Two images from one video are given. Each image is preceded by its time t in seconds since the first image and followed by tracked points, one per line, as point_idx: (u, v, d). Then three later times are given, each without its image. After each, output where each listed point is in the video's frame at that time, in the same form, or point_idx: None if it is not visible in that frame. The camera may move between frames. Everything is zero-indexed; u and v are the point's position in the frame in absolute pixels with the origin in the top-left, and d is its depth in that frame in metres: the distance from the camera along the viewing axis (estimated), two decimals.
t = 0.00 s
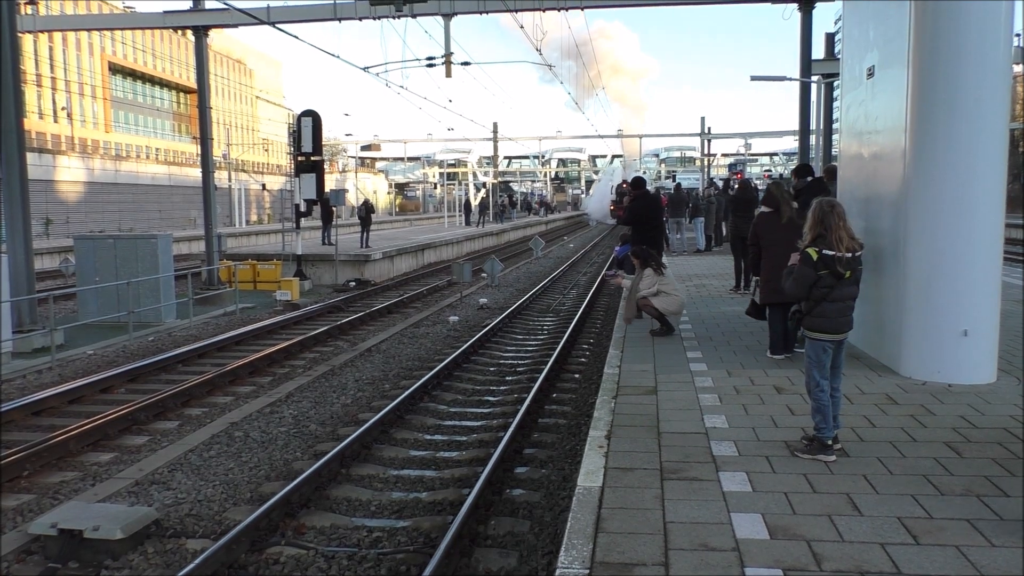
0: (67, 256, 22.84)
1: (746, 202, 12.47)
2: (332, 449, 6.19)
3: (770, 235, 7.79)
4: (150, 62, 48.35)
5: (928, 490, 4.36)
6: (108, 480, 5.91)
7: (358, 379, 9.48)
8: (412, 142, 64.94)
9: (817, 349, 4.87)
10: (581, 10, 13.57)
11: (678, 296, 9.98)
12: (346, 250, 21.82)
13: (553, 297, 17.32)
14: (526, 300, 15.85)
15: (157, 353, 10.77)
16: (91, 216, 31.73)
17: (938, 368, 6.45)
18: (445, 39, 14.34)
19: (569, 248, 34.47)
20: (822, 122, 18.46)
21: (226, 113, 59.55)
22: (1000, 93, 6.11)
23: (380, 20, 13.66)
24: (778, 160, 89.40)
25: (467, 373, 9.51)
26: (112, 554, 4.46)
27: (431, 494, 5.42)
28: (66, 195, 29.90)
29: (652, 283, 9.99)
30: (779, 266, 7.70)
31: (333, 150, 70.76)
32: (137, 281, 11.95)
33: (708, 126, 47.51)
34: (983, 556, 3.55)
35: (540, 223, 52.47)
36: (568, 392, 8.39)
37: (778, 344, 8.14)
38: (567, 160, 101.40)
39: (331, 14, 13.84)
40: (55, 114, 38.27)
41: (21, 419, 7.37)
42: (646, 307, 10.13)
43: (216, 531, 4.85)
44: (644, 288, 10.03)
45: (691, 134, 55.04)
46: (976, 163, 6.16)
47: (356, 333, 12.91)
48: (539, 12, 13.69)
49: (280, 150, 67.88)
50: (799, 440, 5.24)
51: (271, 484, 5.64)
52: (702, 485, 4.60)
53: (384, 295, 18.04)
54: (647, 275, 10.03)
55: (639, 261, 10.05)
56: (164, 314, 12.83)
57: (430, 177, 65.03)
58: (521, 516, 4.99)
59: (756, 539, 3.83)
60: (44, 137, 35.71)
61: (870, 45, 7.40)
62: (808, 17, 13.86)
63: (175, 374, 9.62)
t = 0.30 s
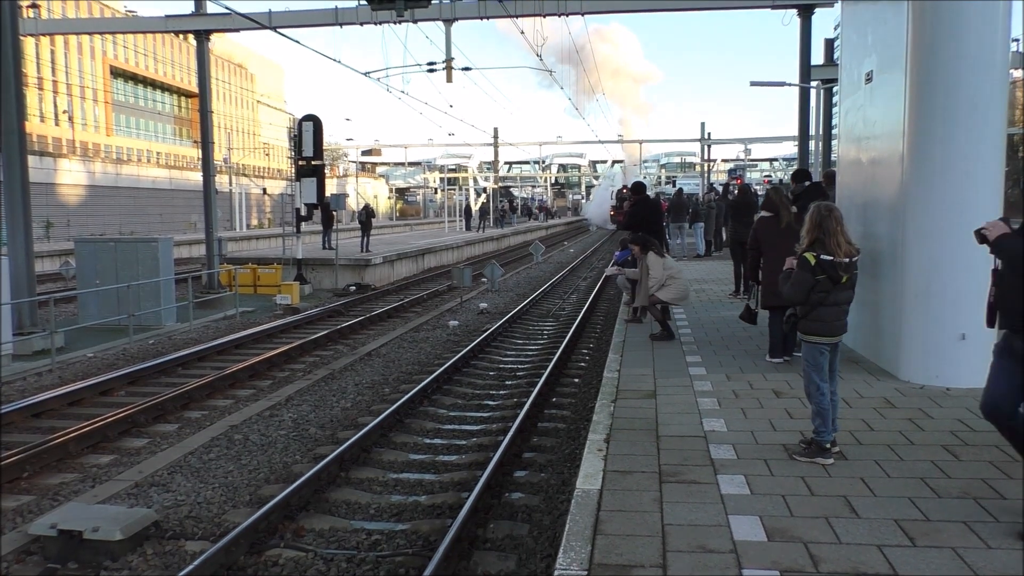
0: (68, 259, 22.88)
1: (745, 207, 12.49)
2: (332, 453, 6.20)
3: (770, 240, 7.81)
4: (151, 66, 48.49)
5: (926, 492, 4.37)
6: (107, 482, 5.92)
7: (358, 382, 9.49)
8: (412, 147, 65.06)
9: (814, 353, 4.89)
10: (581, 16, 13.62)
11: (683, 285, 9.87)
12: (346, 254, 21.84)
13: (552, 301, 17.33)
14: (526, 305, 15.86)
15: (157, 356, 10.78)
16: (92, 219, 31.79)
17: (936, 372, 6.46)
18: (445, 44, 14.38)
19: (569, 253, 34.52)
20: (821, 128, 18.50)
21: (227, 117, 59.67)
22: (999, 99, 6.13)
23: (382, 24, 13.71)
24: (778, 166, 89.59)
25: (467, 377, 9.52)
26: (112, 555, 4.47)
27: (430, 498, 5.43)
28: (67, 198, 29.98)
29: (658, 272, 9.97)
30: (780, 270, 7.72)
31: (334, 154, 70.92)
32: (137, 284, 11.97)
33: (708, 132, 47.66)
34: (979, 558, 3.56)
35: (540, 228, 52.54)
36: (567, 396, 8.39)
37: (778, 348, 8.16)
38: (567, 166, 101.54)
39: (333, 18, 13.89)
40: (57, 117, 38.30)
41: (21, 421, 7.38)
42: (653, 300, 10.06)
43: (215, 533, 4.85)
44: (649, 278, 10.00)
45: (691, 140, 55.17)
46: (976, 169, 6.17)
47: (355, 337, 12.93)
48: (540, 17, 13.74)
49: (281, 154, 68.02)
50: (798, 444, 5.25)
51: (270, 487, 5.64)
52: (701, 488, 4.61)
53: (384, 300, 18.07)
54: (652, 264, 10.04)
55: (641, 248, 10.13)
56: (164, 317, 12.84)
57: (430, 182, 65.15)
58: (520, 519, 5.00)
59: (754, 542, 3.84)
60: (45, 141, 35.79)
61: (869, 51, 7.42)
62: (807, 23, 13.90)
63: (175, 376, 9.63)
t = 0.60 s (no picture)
0: (74, 269, 22.97)
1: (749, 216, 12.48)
2: (337, 461, 6.21)
3: (776, 248, 7.81)
4: (158, 77, 48.80)
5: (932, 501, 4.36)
6: (113, 491, 5.93)
7: (363, 391, 9.49)
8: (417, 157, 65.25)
9: (817, 359, 4.91)
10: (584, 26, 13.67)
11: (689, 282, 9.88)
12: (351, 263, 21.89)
13: (557, 310, 17.33)
14: (531, 314, 15.86)
15: (163, 365, 10.81)
16: (98, 230, 31.93)
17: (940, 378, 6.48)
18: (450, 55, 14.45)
19: (573, 262, 34.54)
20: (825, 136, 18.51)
21: (232, 127, 59.96)
22: (1001, 106, 6.12)
23: (386, 35, 13.79)
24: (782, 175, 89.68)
25: (472, 386, 9.52)
26: (116, 564, 4.47)
27: (435, 506, 5.43)
28: (74, 209, 30.16)
29: (670, 255, 9.87)
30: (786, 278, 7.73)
31: (339, 164, 71.18)
32: (143, 293, 12.01)
33: (712, 140, 47.72)
34: (985, 567, 3.55)
35: (545, 237, 52.59)
36: (572, 405, 8.39)
37: (782, 355, 8.17)
38: (572, 175, 101.75)
39: (338, 29, 13.98)
40: (64, 129, 38.55)
41: (27, 429, 7.40)
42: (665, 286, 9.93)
43: (220, 541, 4.86)
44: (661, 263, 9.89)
45: (696, 149, 55.22)
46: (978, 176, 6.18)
47: (360, 346, 12.95)
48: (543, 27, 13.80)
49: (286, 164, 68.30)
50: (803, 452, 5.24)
51: (275, 495, 5.65)
52: (706, 496, 4.60)
53: (389, 308, 18.09)
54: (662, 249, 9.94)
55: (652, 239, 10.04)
56: (169, 326, 12.88)
57: (435, 191, 65.35)
58: (525, 528, 4.99)
59: (759, 549, 3.83)
60: (52, 151, 35.99)
61: (871, 59, 7.45)
62: (811, 32, 13.93)
63: (180, 385, 9.65)
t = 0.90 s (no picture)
0: (86, 283, 23.14)
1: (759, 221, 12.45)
2: (348, 470, 6.22)
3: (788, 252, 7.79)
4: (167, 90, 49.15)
5: (946, 505, 4.34)
6: (126, 502, 5.95)
7: (374, 401, 9.51)
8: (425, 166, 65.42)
9: (826, 363, 4.90)
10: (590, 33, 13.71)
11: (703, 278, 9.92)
12: (361, 274, 21.94)
13: (567, 318, 17.32)
14: (540, 322, 15.86)
15: (175, 377, 10.85)
16: (109, 243, 32.16)
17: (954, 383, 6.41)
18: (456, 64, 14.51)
19: (582, 269, 34.48)
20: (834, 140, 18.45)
21: (241, 140, 60.33)
22: (1010, 104, 6.06)
23: (393, 45, 13.85)
24: (790, 179, 89.46)
25: (482, 394, 9.51)
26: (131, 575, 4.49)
27: (447, 515, 5.42)
28: (85, 222, 30.42)
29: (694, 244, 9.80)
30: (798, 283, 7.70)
31: (348, 175, 71.43)
32: (155, 305, 12.08)
33: (720, 146, 47.63)
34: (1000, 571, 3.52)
35: (554, 245, 52.59)
36: (582, 412, 8.38)
37: (796, 359, 8.14)
38: (579, 182, 101.82)
39: (344, 40, 14.06)
40: (75, 144, 38.80)
41: (41, 442, 7.44)
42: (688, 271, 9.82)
43: (233, 552, 4.87)
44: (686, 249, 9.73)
45: (704, 155, 55.14)
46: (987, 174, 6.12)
47: (370, 355, 12.98)
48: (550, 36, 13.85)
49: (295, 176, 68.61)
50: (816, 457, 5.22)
51: (287, 505, 5.66)
52: (718, 501, 4.59)
53: (398, 318, 18.12)
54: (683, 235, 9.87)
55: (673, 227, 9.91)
56: (181, 338, 12.94)
57: (443, 200, 65.44)
58: (537, 536, 4.99)
59: (772, 554, 3.82)
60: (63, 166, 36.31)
61: (878, 63, 7.45)
62: (817, 36, 13.92)
63: (192, 397, 9.69)
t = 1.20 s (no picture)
0: (96, 287, 23.29)
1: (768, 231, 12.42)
2: (355, 477, 6.23)
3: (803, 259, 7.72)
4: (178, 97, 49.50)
5: (955, 517, 4.31)
6: (133, 506, 5.97)
7: (381, 407, 9.52)
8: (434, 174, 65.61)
9: (834, 372, 4.86)
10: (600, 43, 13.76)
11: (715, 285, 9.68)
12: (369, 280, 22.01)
13: (575, 327, 17.30)
14: (548, 330, 15.85)
15: (183, 382, 10.89)
16: (119, 247, 32.38)
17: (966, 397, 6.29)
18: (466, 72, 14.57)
19: (590, 278, 34.48)
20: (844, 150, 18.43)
21: (251, 146, 60.65)
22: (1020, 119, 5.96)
23: (403, 53, 13.92)
24: (799, 190, 89.33)
25: (489, 402, 9.50)
26: None
27: (453, 522, 5.42)
28: (96, 227, 30.67)
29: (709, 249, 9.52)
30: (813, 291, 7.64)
31: (357, 182, 71.68)
32: (164, 310, 12.14)
33: (729, 156, 47.65)
34: None
35: (562, 254, 52.62)
36: (589, 420, 8.36)
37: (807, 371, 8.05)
38: (587, 191, 101.79)
39: (355, 48, 14.15)
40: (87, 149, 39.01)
41: (49, 445, 7.48)
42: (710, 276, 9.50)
43: (239, 557, 4.88)
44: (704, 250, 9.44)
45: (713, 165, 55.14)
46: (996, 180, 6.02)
47: (378, 362, 13.00)
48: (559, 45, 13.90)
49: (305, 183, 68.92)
50: (824, 467, 5.20)
51: (294, 510, 5.67)
52: (725, 511, 4.57)
53: (406, 325, 18.15)
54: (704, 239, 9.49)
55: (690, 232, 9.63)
56: (189, 343, 13.00)
57: (451, 208, 65.59)
58: (544, 544, 4.98)
59: (780, 564, 3.80)
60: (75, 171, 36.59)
61: (889, 74, 7.44)
62: (828, 47, 13.92)
63: (200, 402, 9.72)
